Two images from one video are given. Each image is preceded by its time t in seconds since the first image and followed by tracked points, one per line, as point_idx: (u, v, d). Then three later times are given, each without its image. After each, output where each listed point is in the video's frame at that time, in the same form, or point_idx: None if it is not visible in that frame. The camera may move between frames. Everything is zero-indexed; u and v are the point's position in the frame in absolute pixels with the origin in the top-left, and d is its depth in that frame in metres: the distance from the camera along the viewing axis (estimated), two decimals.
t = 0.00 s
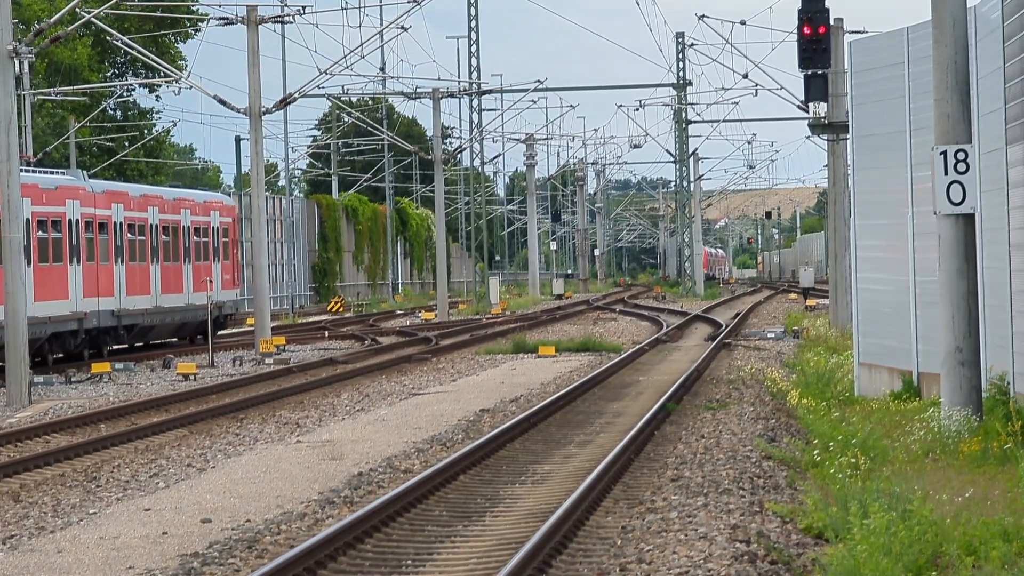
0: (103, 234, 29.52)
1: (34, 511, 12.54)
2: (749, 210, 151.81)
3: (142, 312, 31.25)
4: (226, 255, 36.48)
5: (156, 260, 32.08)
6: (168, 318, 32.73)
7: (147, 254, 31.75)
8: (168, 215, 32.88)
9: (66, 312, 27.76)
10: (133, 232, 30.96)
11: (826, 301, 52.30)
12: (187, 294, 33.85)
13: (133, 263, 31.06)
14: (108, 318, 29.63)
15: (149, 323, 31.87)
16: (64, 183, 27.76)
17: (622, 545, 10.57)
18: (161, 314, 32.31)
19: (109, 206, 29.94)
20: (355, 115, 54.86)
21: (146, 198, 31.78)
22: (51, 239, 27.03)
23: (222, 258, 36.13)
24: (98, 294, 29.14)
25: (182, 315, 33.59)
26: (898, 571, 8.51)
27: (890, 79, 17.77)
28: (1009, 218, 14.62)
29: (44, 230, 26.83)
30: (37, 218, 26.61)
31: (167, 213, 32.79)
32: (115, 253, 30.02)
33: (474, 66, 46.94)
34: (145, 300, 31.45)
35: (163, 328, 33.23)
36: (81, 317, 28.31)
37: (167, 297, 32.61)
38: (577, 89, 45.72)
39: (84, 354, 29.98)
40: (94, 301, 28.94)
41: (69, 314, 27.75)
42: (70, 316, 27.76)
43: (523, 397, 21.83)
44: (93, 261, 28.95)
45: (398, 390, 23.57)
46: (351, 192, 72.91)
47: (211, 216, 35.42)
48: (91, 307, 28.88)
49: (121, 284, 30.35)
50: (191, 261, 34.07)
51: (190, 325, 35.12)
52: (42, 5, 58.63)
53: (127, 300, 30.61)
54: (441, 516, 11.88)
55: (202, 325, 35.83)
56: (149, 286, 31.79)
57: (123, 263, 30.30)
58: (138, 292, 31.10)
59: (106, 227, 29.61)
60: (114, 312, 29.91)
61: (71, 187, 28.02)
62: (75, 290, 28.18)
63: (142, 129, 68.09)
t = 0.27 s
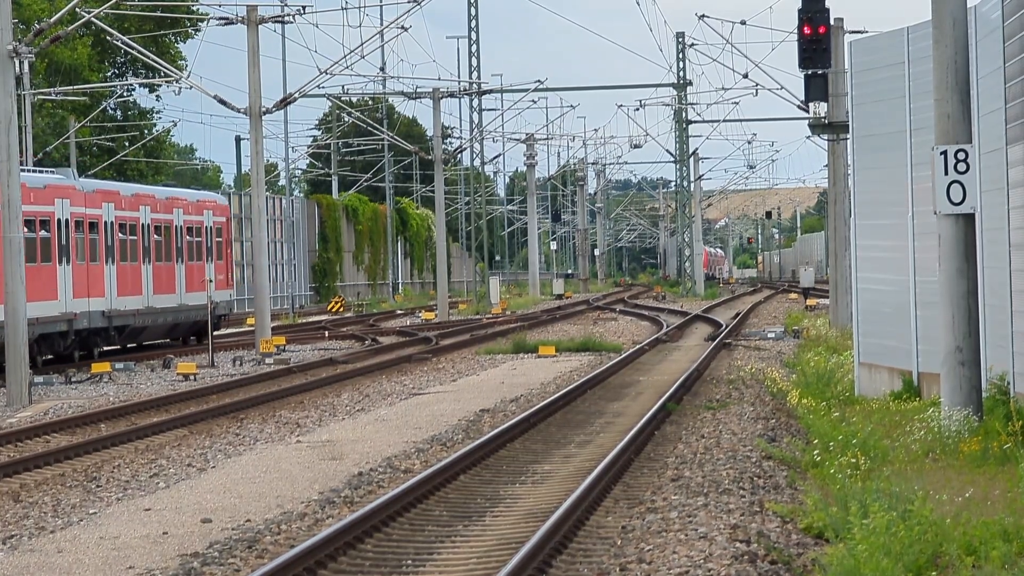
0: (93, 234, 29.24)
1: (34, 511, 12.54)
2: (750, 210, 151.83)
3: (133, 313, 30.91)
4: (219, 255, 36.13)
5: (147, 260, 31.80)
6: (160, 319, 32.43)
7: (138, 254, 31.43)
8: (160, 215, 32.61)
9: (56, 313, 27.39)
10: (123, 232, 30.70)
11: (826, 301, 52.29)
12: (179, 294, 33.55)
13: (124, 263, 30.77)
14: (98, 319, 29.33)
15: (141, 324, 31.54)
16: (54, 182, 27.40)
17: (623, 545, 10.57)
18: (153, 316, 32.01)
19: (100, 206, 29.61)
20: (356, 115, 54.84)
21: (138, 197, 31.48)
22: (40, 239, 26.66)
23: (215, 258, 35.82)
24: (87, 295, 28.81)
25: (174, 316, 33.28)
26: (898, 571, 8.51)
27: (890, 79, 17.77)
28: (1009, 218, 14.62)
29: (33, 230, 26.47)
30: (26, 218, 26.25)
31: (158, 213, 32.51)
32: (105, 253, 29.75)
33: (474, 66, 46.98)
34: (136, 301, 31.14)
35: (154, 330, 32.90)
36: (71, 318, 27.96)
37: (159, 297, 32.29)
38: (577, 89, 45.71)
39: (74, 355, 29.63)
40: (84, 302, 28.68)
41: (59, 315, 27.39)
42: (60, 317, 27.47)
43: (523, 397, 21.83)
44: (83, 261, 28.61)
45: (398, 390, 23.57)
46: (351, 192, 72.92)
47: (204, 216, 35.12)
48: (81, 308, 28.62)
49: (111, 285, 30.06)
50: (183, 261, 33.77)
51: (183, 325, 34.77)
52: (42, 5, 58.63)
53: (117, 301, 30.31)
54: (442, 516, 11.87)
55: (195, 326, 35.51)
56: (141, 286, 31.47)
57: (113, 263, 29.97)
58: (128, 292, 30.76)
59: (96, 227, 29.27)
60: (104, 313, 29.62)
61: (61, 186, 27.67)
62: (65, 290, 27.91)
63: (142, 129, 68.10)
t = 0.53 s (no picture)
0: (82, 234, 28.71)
1: (34, 511, 12.55)
2: (750, 210, 151.81)
3: (123, 314, 30.36)
4: (212, 255, 35.58)
5: (138, 260, 31.27)
6: (151, 320, 31.89)
7: (129, 254, 30.87)
8: (151, 214, 32.05)
9: (43, 315, 26.83)
10: (114, 231, 30.13)
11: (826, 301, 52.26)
12: (171, 295, 33.01)
13: (115, 263, 30.24)
14: (87, 320, 28.82)
15: (132, 325, 31.01)
16: (42, 181, 26.81)
17: (622, 545, 10.57)
18: (144, 317, 31.48)
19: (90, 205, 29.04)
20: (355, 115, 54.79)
21: (129, 196, 30.92)
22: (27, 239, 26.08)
23: (207, 258, 35.25)
24: (76, 296, 28.25)
25: (165, 317, 32.74)
26: (897, 571, 8.51)
27: (890, 79, 17.76)
28: (1009, 218, 14.62)
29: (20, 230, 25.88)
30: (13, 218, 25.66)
31: (150, 212, 31.96)
32: (94, 253, 29.21)
33: (473, 66, 46.97)
34: (126, 302, 30.59)
35: (145, 331, 32.36)
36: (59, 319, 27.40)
37: (150, 299, 31.74)
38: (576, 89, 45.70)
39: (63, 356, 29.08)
40: (74, 303, 28.16)
41: (46, 317, 26.82)
42: (48, 318, 26.90)
43: (523, 397, 21.83)
44: (71, 261, 28.04)
45: (398, 390, 23.57)
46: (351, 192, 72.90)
47: (196, 215, 34.54)
48: (71, 309, 28.12)
49: (101, 285, 29.54)
50: (175, 261, 33.23)
51: (175, 326, 34.24)
52: (41, 6, 58.62)
53: (108, 301, 29.78)
54: (441, 516, 11.88)
55: (187, 327, 34.98)
56: (131, 287, 30.92)
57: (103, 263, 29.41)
58: (119, 293, 30.22)
59: (85, 227, 28.70)
60: (94, 314, 29.09)
61: (50, 184, 27.08)
62: (54, 291, 27.35)
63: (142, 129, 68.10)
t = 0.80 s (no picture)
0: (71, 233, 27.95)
1: (34, 511, 12.54)
2: (749, 210, 151.91)
3: (115, 315, 29.69)
4: (206, 255, 34.85)
5: (129, 260, 30.51)
6: (142, 321, 31.12)
7: (120, 254, 30.21)
8: (143, 214, 31.27)
9: (32, 316, 26.15)
10: (104, 231, 29.36)
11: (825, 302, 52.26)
12: (163, 296, 32.23)
13: (105, 263, 29.51)
14: (76, 322, 28.10)
15: (124, 326, 30.36)
16: (30, 180, 26.11)
17: (622, 544, 10.58)
18: (134, 318, 30.72)
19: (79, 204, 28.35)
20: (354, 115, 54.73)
21: (120, 196, 30.24)
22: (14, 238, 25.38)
23: (201, 259, 34.45)
24: (65, 297, 27.60)
25: (157, 318, 31.97)
26: (898, 571, 8.51)
27: (890, 78, 17.77)
28: (1009, 218, 14.62)
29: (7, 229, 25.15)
30: None
31: (141, 212, 31.18)
32: (84, 253, 28.48)
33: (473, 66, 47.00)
34: (117, 302, 29.92)
35: (137, 332, 31.70)
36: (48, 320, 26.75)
37: (142, 299, 31.07)
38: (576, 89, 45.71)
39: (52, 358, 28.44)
40: (62, 303, 27.44)
41: (36, 318, 26.16)
42: (37, 319, 26.23)
43: (522, 397, 21.82)
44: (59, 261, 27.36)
45: (398, 390, 23.56)
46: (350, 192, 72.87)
47: (190, 215, 33.74)
48: (59, 310, 27.41)
49: (91, 286, 28.83)
50: (167, 262, 32.44)
51: (168, 327, 33.56)
52: (41, 5, 58.62)
53: (97, 302, 29.05)
54: (441, 516, 11.87)
55: (179, 327, 34.21)
56: (123, 287, 30.27)
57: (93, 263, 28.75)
58: (109, 293, 29.55)
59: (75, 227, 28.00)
60: (82, 315, 28.35)
61: (38, 183, 26.38)
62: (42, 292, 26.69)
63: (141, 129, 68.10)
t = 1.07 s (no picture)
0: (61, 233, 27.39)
1: (35, 511, 12.54)
2: (751, 210, 151.96)
3: (106, 316, 29.09)
4: (202, 256, 34.21)
5: (121, 260, 29.95)
6: (135, 322, 30.52)
7: (111, 254, 29.62)
8: (135, 214, 30.69)
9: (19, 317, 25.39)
10: (96, 231, 28.79)
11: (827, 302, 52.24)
12: (157, 297, 31.62)
13: (96, 263, 28.91)
14: (67, 322, 27.55)
15: (116, 328, 29.79)
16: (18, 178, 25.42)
17: (624, 544, 10.57)
18: (127, 318, 30.13)
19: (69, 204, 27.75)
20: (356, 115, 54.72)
21: (112, 195, 29.64)
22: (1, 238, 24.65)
23: (195, 259, 33.82)
24: (55, 298, 26.96)
25: (150, 319, 31.37)
26: (899, 571, 8.51)
27: (891, 78, 17.76)
28: (1010, 218, 14.62)
29: None
30: None
31: (133, 211, 30.59)
32: (75, 253, 27.95)
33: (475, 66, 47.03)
34: (109, 303, 29.31)
35: (129, 334, 31.12)
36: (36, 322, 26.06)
37: (135, 300, 30.44)
38: (577, 89, 45.71)
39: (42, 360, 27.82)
40: (52, 304, 26.91)
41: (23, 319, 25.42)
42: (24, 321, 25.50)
43: (524, 397, 21.81)
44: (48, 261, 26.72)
45: (399, 390, 23.56)
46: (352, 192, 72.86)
47: (183, 214, 33.08)
48: (50, 311, 26.88)
49: (82, 286, 28.28)
50: (161, 262, 31.83)
51: (161, 328, 32.99)
52: (42, 5, 58.66)
53: (88, 303, 28.49)
54: (442, 516, 11.87)
55: (173, 328, 33.58)
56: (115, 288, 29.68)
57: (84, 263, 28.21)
58: (100, 294, 28.95)
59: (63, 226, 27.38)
60: (72, 316, 27.74)
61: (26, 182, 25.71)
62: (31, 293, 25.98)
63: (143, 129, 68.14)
